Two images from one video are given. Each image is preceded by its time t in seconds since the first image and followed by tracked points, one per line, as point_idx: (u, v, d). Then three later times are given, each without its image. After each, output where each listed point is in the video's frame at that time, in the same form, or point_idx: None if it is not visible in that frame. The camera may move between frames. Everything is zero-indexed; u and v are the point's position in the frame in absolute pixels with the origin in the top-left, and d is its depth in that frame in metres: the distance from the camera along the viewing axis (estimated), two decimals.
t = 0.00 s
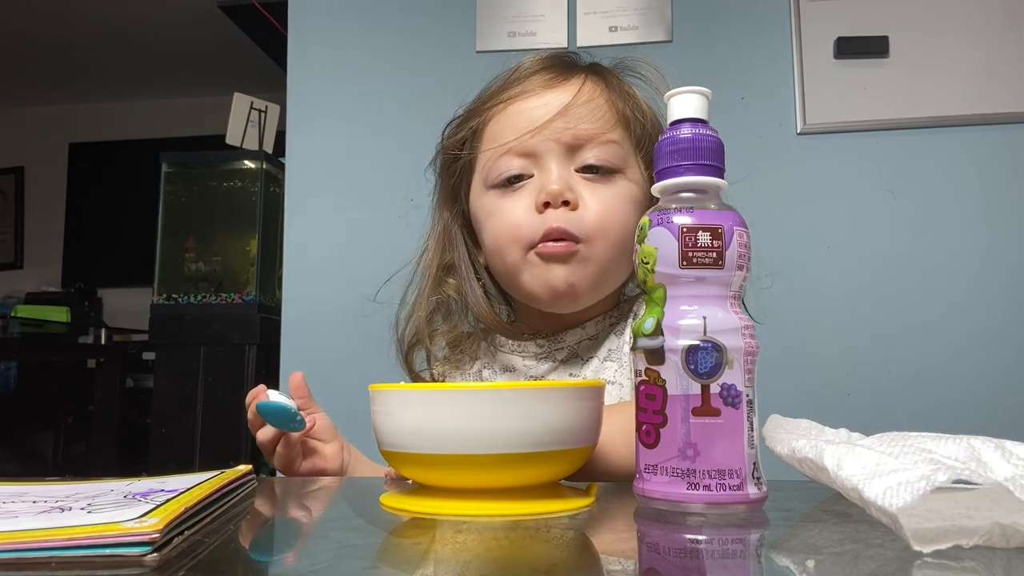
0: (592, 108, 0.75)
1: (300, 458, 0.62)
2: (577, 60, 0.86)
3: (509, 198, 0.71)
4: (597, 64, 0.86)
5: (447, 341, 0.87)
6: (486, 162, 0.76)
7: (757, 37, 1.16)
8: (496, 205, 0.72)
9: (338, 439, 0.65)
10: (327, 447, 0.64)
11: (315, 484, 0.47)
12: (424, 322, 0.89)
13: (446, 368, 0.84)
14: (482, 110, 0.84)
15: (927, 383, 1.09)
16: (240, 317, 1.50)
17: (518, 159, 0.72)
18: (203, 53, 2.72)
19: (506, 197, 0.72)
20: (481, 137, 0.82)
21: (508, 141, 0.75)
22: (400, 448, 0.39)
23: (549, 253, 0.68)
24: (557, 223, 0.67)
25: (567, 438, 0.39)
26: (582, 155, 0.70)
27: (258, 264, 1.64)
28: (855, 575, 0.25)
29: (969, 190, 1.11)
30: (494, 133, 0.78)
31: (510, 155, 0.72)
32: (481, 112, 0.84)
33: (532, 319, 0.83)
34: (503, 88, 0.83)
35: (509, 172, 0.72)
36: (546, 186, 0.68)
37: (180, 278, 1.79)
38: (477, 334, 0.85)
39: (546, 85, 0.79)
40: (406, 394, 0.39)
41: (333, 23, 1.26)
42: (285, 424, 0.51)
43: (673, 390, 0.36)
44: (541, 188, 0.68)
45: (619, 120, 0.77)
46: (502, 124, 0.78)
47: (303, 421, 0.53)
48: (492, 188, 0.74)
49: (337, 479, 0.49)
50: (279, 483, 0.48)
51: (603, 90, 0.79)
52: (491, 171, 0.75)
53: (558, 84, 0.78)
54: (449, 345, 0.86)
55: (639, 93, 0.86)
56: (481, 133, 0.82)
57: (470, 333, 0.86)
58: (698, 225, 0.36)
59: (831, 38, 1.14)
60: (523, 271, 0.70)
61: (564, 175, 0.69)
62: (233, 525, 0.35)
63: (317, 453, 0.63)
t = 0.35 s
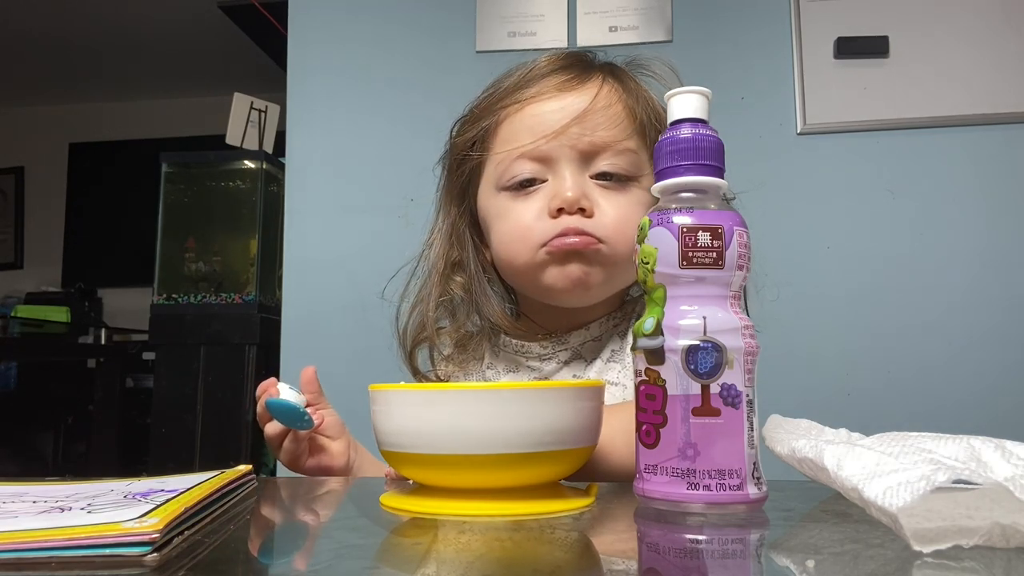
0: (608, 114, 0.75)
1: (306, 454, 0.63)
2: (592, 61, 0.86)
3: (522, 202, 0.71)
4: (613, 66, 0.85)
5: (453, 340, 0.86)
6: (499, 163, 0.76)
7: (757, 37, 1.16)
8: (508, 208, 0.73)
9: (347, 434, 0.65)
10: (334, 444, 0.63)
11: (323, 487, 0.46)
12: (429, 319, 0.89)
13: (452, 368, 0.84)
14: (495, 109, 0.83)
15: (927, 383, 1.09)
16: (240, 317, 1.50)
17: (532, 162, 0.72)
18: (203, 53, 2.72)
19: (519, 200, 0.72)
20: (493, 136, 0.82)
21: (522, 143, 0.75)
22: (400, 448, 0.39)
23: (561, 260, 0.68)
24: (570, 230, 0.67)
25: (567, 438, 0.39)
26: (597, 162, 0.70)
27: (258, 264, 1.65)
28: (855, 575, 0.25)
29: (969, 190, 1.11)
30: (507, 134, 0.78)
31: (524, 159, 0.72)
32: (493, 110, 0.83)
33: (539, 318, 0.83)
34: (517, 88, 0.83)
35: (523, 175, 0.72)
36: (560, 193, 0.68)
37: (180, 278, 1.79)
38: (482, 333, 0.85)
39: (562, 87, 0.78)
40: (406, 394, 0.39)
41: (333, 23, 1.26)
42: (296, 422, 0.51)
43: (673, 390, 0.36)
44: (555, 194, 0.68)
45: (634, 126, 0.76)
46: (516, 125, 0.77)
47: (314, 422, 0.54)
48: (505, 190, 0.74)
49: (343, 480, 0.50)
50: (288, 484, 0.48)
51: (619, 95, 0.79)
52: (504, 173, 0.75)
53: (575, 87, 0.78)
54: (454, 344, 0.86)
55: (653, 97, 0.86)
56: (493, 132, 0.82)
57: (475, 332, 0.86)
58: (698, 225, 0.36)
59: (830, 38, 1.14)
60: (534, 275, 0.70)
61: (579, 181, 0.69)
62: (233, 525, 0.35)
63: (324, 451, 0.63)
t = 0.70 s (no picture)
0: (620, 117, 0.74)
1: (311, 453, 0.62)
2: (606, 62, 0.85)
3: (530, 203, 0.72)
4: (627, 68, 0.85)
5: (457, 337, 0.88)
6: (509, 164, 0.76)
7: (757, 37, 1.16)
8: (516, 209, 0.73)
9: (351, 433, 0.65)
10: (339, 441, 0.64)
11: (329, 488, 0.46)
12: (435, 315, 0.90)
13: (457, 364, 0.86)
14: (505, 109, 0.83)
15: (927, 383, 1.09)
16: (240, 317, 1.50)
17: (541, 164, 0.72)
18: (203, 53, 2.72)
19: (527, 202, 0.72)
20: (502, 136, 0.81)
21: (533, 144, 0.74)
22: (400, 448, 0.39)
23: (567, 263, 0.68)
24: (578, 234, 0.67)
25: (567, 437, 0.39)
26: (607, 166, 0.70)
27: (258, 264, 1.64)
28: (855, 574, 0.25)
29: (969, 190, 1.11)
30: (518, 134, 0.78)
31: (533, 160, 0.72)
32: (503, 110, 0.83)
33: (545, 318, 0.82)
34: (529, 88, 0.82)
35: (532, 177, 0.72)
36: (569, 196, 0.68)
37: (180, 278, 1.79)
38: (488, 332, 0.86)
39: (573, 89, 0.78)
40: (406, 394, 0.39)
41: (333, 23, 1.26)
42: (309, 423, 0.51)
43: (673, 390, 0.36)
44: (564, 197, 0.68)
45: (646, 130, 0.76)
46: (527, 126, 0.77)
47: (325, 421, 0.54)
48: (513, 191, 0.74)
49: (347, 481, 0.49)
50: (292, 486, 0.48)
51: (632, 98, 0.78)
52: (514, 173, 0.75)
53: (587, 89, 0.77)
54: (459, 342, 0.87)
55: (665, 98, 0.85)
56: (503, 132, 0.82)
57: (481, 331, 0.86)
58: (698, 225, 0.36)
59: (831, 38, 1.14)
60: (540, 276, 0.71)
61: (588, 185, 0.69)
62: (233, 525, 0.35)
63: (329, 450, 0.63)
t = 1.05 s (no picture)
0: (623, 119, 0.74)
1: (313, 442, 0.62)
2: (609, 63, 0.85)
3: (531, 203, 0.72)
4: (629, 70, 0.85)
5: (459, 336, 0.88)
6: (510, 165, 0.76)
7: (757, 38, 1.16)
8: (516, 209, 0.73)
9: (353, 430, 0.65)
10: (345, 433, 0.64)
11: (331, 489, 0.46)
12: (437, 315, 0.90)
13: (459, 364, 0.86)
14: (507, 110, 0.83)
15: (926, 382, 1.09)
16: (240, 317, 1.50)
17: (542, 165, 0.72)
18: (203, 53, 2.72)
19: (527, 202, 0.72)
20: (503, 138, 0.81)
21: (534, 145, 0.74)
22: (400, 448, 0.39)
23: (566, 264, 0.68)
24: (579, 235, 0.67)
25: (567, 438, 0.39)
26: (608, 168, 0.70)
27: (258, 264, 1.64)
28: (855, 575, 0.25)
29: (968, 190, 1.11)
30: (519, 135, 0.78)
31: (534, 161, 0.73)
32: (505, 111, 0.83)
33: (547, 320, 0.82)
34: (531, 89, 0.82)
35: (533, 178, 0.72)
36: (570, 197, 0.68)
37: (180, 278, 1.79)
38: (489, 331, 0.86)
39: (575, 91, 0.78)
40: (406, 394, 0.39)
41: (333, 23, 1.26)
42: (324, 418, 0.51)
43: (673, 390, 0.36)
44: (565, 198, 0.68)
45: (648, 132, 0.76)
46: (528, 127, 0.77)
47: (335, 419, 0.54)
48: (514, 191, 0.74)
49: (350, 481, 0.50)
50: (291, 486, 0.48)
51: (635, 100, 0.78)
52: (516, 174, 0.75)
53: (589, 91, 0.77)
54: (461, 341, 0.88)
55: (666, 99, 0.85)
56: (504, 133, 0.82)
57: (483, 330, 0.86)
58: (697, 225, 0.36)
59: (831, 38, 1.14)
60: (540, 276, 0.71)
61: (589, 187, 0.69)
62: (233, 526, 0.35)
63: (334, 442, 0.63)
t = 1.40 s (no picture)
0: (621, 121, 0.74)
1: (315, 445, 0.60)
2: (607, 64, 0.85)
3: (531, 208, 0.72)
4: (628, 71, 0.84)
5: (461, 337, 0.88)
6: (509, 169, 0.77)
7: (756, 38, 1.16)
8: (517, 214, 0.73)
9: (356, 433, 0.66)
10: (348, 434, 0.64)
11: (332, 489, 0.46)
12: (438, 315, 0.90)
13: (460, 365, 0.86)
14: (506, 113, 0.83)
15: (926, 382, 1.09)
16: (240, 317, 1.50)
17: (541, 170, 0.72)
18: (203, 53, 2.72)
19: (527, 207, 0.72)
20: (503, 141, 0.81)
21: (533, 150, 0.74)
22: (400, 448, 0.40)
23: (567, 269, 0.68)
24: (578, 240, 0.67)
25: (567, 438, 0.39)
26: (607, 171, 0.70)
27: (258, 264, 1.64)
28: (855, 575, 0.25)
29: (968, 190, 1.11)
30: (518, 139, 0.78)
31: (533, 166, 0.73)
32: (504, 114, 0.83)
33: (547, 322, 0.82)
34: (529, 92, 0.82)
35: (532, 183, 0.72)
36: (568, 202, 0.68)
37: (180, 278, 1.79)
38: (489, 331, 0.86)
39: (574, 93, 0.78)
40: (406, 394, 0.39)
41: (334, 23, 1.26)
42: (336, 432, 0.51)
43: (673, 390, 0.36)
44: (564, 203, 0.68)
45: (647, 133, 0.76)
46: (527, 131, 0.77)
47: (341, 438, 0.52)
48: (514, 196, 0.75)
49: (352, 481, 0.50)
50: (292, 485, 0.48)
51: (633, 101, 0.78)
52: (515, 179, 0.75)
53: (587, 93, 0.77)
54: (462, 341, 0.88)
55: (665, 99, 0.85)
56: (503, 137, 0.82)
57: (484, 330, 0.87)
58: (698, 225, 0.36)
59: (830, 38, 1.14)
60: (541, 282, 0.71)
61: (587, 191, 0.69)
62: (233, 525, 0.35)
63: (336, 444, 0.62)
